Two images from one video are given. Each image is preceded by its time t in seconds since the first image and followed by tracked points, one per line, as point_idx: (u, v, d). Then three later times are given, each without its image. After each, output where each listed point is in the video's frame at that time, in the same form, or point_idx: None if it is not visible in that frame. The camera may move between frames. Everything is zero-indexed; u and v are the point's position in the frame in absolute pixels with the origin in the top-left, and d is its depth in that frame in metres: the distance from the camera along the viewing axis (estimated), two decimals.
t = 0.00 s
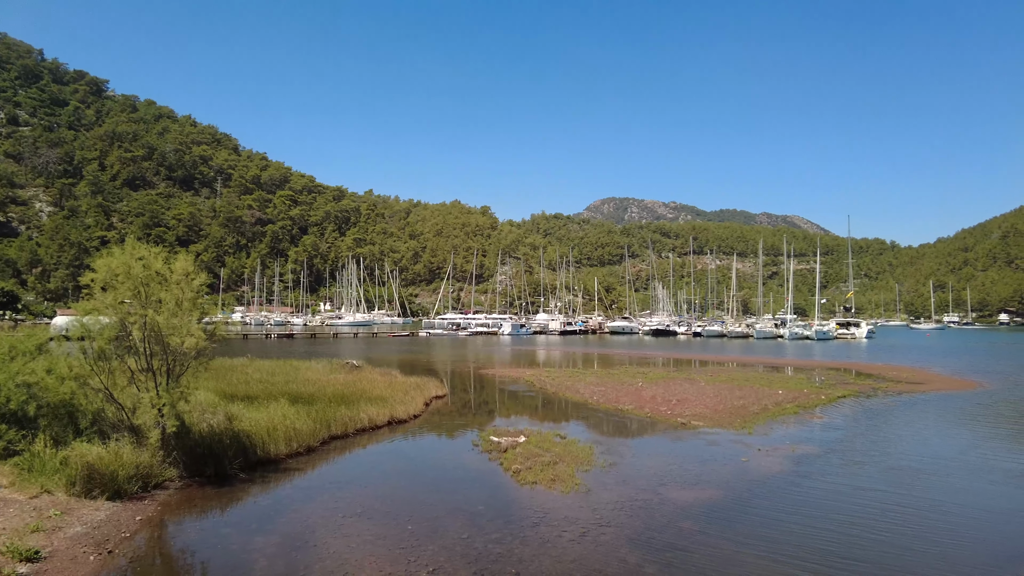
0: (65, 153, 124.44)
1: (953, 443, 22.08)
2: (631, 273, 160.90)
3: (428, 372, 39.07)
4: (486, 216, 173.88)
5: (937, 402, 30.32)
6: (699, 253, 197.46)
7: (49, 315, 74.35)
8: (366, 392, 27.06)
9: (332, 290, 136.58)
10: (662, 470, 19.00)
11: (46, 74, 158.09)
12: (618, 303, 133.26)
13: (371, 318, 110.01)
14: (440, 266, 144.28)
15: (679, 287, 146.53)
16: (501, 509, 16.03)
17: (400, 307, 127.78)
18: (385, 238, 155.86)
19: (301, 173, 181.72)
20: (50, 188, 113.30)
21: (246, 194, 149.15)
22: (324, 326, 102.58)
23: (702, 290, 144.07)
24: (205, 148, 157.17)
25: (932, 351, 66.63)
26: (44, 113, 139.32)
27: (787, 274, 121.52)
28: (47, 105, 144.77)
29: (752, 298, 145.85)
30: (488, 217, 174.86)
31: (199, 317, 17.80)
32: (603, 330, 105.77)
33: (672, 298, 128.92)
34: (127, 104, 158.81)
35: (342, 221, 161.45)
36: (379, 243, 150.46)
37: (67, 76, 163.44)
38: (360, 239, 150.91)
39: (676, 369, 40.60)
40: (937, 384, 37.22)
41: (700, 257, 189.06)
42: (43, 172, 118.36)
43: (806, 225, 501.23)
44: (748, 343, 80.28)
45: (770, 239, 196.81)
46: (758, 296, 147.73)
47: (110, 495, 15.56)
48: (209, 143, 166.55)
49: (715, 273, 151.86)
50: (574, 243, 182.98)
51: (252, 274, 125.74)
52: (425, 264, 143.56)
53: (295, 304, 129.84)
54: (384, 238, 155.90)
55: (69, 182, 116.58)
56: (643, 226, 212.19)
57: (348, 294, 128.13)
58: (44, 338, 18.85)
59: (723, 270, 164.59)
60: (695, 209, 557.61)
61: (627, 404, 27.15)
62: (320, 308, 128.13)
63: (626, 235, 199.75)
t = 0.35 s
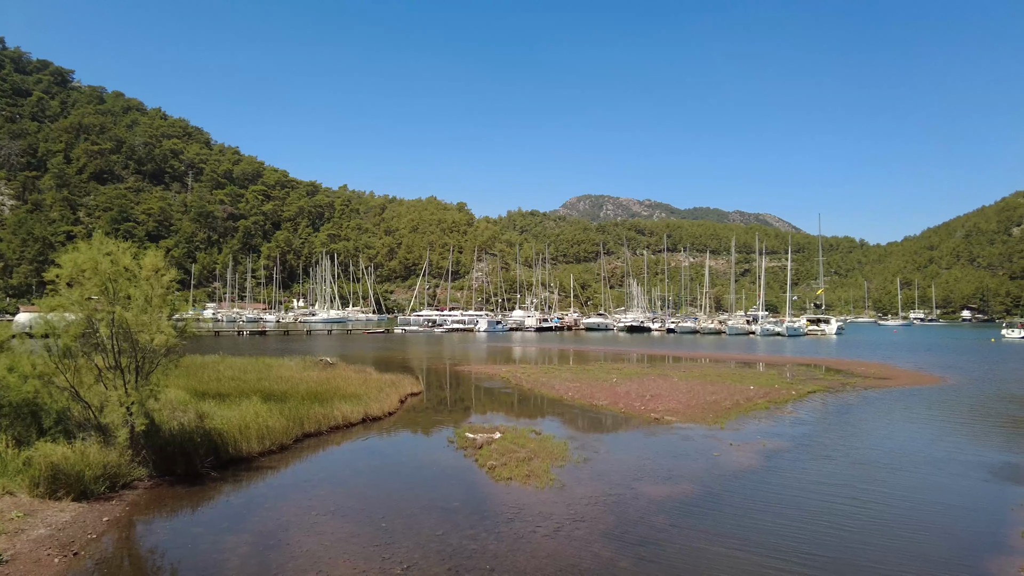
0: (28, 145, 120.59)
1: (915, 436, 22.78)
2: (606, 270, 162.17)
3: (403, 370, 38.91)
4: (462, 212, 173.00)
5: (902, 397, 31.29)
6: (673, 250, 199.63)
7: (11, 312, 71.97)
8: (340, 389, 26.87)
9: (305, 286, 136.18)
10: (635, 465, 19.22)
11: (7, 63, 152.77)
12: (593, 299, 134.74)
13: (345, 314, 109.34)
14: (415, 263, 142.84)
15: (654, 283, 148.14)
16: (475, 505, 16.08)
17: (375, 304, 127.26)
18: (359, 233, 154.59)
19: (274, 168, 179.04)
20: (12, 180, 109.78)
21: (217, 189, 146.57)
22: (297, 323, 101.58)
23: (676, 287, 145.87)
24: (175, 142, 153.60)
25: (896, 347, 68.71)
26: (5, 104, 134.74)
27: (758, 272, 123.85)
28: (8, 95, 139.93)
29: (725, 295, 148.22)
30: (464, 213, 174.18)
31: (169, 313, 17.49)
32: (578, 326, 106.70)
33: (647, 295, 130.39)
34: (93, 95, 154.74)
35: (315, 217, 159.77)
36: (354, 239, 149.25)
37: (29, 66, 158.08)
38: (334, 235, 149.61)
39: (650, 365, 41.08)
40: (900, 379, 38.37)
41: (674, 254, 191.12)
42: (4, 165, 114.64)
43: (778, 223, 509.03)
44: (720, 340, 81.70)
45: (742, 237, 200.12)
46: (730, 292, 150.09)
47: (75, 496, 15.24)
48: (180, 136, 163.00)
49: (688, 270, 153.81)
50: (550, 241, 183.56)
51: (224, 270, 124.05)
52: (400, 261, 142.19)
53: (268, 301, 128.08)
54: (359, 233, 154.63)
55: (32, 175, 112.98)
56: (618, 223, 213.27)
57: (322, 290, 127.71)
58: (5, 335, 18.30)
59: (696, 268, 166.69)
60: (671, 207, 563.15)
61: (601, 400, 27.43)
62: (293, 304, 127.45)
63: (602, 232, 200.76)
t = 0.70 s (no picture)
0: None
1: (876, 429, 23.47)
2: (579, 267, 163.12)
3: (376, 367, 38.79)
4: (435, 209, 172.33)
5: (864, 391, 32.28)
6: (644, 248, 201.87)
7: None
8: (311, 387, 26.67)
9: (276, 282, 134.54)
10: (607, 460, 19.44)
11: None
12: (566, 296, 136.23)
13: (316, 311, 108.45)
14: (388, 259, 141.54)
15: (626, 280, 149.92)
16: (448, 502, 16.09)
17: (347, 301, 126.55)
18: (331, 229, 152.85)
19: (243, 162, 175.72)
20: None
21: (185, 183, 143.42)
22: (267, 320, 100.11)
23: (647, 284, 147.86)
24: (141, 135, 149.59)
25: (858, 343, 70.77)
26: None
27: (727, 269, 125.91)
28: None
29: (695, 292, 150.35)
30: (437, 210, 173.32)
31: (134, 310, 17.13)
32: (551, 323, 107.32)
33: (619, 292, 131.95)
34: (53, 85, 149.89)
35: (286, 212, 157.69)
36: (325, 235, 147.78)
37: None
38: (305, 231, 148.17)
39: (621, 361, 41.68)
40: (862, 374, 39.56)
41: (646, 252, 193.29)
42: None
43: (748, 220, 518.24)
44: (690, 336, 83.14)
45: (713, 235, 203.38)
46: (700, 289, 152.74)
47: (35, 497, 14.83)
48: (146, 129, 158.85)
49: (660, 267, 155.90)
50: (524, 238, 184.21)
51: (192, 267, 121.70)
52: (373, 257, 141.35)
53: (237, 298, 125.93)
54: (330, 229, 152.84)
55: None
56: (591, 221, 214.29)
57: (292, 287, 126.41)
58: None
59: (667, 264, 169.02)
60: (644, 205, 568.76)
61: (574, 396, 27.76)
62: (263, 301, 125.72)
63: (575, 229, 201.97)
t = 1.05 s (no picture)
0: None
1: (838, 423, 24.20)
2: (550, 264, 163.79)
3: (344, 365, 38.42)
4: (406, 205, 171.40)
5: (824, 386, 33.25)
6: (614, 245, 203.96)
7: None
8: (278, 385, 26.31)
9: (242, 279, 132.00)
10: (576, 456, 19.64)
11: None
12: (538, 293, 137.38)
13: (284, 308, 106.95)
14: (357, 256, 139.90)
15: (596, 277, 151.57)
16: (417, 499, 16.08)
17: (315, 298, 125.13)
18: (298, 225, 151.13)
19: (208, 156, 171.60)
20: None
21: (148, 178, 139.51)
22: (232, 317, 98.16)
23: (617, 281, 149.73)
24: (101, 126, 144.82)
25: (820, 339, 72.74)
26: None
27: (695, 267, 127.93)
28: None
29: (663, 289, 152.45)
30: (408, 206, 172.28)
31: (95, 308, 16.67)
32: (522, 320, 107.70)
33: (589, 289, 133.36)
34: (7, 73, 143.98)
35: (253, 208, 154.88)
36: (293, 231, 145.62)
37: None
38: (272, 227, 145.82)
39: (590, 357, 42.13)
40: (822, 369, 40.73)
41: (616, 249, 195.40)
42: None
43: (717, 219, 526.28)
44: (658, 332, 84.56)
45: (681, 233, 206.36)
46: (668, 286, 155.31)
47: None
48: (107, 121, 153.90)
49: (630, 265, 157.94)
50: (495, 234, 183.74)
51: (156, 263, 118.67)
52: (342, 254, 139.54)
53: (203, 294, 123.23)
54: (298, 225, 151.19)
55: None
56: (562, 218, 215.15)
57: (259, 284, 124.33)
58: None
59: (636, 262, 171.18)
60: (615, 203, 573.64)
61: (544, 392, 28.00)
62: (230, 298, 123.30)
63: (545, 226, 202.89)
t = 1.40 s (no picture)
0: None
1: (800, 418, 25.06)
2: (520, 261, 164.40)
3: (311, 362, 37.93)
4: (375, 201, 169.53)
5: (786, 381, 34.37)
6: (584, 242, 206.05)
7: None
8: (242, 383, 25.88)
9: (206, 275, 128.60)
10: (544, 452, 19.91)
11: None
12: (507, 290, 138.29)
13: (249, 305, 104.96)
14: (324, 252, 137.27)
15: (566, 274, 152.91)
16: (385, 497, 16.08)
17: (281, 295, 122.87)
18: (264, 220, 147.17)
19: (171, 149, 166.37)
20: None
21: (107, 171, 134.46)
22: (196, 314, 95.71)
23: (586, 278, 151.31)
24: (56, 116, 139.02)
25: (782, 335, 75.01)
26: None
27: (662, 264, 130.25)
28: None
29: (631, 286, 154.82)
30: (377, 202, 170.43)
31: (51, 305, 16.11)
32: (491, 317, 107.92)
33: (559, 286, 134.58)
34: None
35: (217, 203, 151.11)
36: (259, 226, 142.58)
37: None
38: (237, 222, 142.78)
39: (559, 354, 42.61)
40: (785, 365, 42.03)
41: (585, 247, 197.47)
42: None
43: (684, 217, 535.20)
44: (626, 329, 85.96)
45: (648, 232, 209.63)
46: (636, 284, 157.91)
47: None
48: (62, 111, 147.83)
49: (599, 262, 159.57)
50: (465, 231, 182.07)
51: (116, 259, 115.04)
52: (308, 249, 136.11)
53: (165, 291, 119.82)
54: (263, 220, 147.32)
55: None
56: (531, 215, 215.72)
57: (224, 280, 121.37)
58: None
59: (605, 259, 173.18)
60: (584, 201, 578.15)
61: (513, 389, 28.25)
62: (193, 295, 120.18)
63: (516, 224, 203.37)
